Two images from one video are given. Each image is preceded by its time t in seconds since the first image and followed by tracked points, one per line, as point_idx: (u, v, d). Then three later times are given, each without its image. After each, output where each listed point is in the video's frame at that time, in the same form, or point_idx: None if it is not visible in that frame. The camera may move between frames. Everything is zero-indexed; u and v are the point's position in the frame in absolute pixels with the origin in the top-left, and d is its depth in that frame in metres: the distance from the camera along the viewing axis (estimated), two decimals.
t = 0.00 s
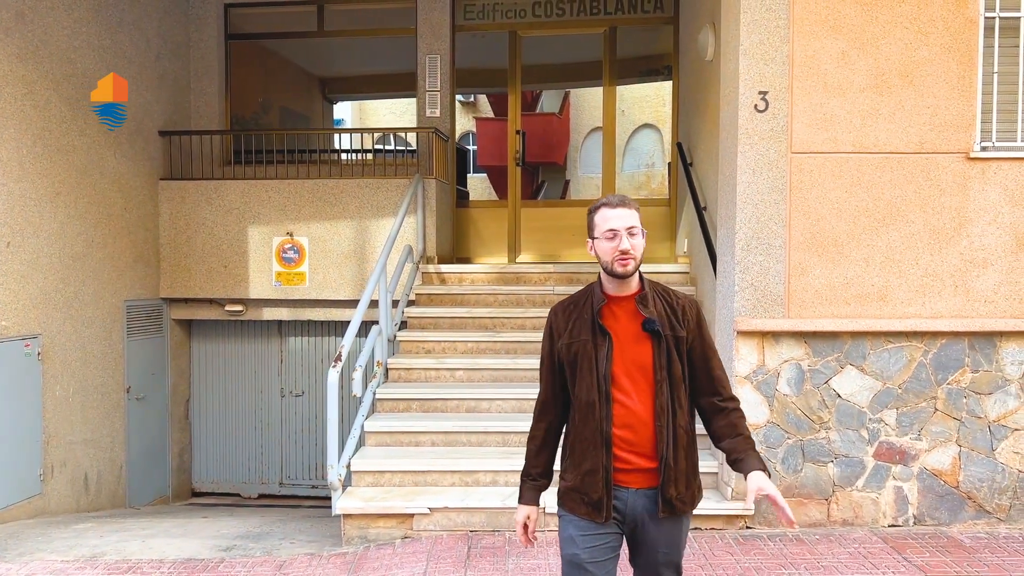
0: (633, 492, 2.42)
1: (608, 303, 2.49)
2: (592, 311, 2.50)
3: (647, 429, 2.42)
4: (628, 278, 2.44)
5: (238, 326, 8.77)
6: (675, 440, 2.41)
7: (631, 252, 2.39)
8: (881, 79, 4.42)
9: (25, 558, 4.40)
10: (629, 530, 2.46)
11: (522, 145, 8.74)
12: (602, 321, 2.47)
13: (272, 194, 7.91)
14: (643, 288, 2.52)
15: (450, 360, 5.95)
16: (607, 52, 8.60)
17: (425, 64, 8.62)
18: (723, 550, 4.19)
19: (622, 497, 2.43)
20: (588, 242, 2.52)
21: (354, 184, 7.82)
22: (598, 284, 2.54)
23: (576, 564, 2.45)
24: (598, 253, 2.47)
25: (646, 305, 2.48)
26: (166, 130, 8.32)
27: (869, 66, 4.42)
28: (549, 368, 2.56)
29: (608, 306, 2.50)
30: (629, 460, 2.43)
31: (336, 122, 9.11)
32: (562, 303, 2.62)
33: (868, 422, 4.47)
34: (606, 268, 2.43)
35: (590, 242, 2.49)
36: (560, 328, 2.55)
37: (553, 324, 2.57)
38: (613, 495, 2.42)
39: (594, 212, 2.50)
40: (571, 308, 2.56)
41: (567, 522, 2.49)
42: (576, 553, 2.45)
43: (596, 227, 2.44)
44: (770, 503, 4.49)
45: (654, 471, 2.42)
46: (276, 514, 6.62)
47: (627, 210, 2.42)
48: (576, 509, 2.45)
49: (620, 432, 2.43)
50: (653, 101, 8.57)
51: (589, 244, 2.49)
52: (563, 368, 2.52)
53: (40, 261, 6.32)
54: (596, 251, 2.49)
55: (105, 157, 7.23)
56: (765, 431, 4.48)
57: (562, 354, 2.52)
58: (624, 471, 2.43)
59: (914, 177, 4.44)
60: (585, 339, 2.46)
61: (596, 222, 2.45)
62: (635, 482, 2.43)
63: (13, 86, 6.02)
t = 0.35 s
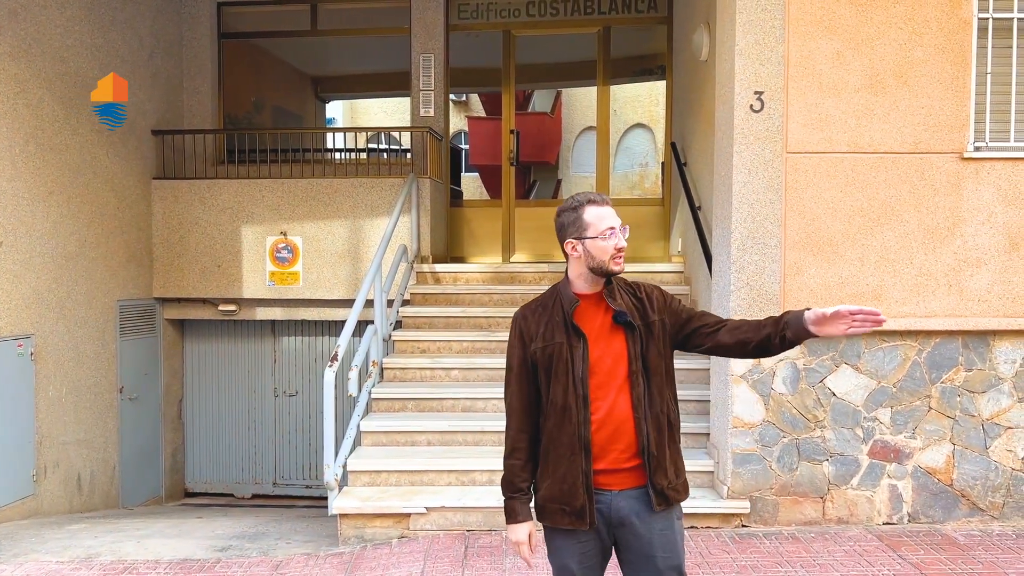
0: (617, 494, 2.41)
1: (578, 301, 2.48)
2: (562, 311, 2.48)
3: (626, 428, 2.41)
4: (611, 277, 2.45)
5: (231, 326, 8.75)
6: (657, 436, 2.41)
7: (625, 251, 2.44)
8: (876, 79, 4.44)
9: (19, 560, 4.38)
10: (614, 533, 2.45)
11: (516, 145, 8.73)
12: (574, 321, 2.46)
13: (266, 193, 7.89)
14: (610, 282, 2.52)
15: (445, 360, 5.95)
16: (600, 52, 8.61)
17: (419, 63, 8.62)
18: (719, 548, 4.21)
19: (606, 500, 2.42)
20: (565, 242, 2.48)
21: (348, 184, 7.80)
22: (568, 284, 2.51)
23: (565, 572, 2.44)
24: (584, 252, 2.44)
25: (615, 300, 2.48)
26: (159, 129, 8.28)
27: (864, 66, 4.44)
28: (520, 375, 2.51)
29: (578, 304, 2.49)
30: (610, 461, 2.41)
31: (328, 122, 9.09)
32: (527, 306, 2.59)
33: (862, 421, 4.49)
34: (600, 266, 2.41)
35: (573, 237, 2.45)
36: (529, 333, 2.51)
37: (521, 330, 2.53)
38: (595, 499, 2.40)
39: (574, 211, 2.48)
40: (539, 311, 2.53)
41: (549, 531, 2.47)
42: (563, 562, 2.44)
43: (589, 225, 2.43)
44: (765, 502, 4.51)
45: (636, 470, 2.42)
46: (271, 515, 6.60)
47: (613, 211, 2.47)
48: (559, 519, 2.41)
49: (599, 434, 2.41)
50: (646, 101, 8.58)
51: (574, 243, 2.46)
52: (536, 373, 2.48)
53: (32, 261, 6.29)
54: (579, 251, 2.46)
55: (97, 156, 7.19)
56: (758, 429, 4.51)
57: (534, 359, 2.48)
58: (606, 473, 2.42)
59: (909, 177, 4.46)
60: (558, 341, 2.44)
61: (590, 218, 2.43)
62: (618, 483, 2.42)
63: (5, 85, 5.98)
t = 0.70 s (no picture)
0: (605, 499, 2.37)
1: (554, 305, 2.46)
2: (539, 316, 2.46)
3: (610, 432, 2.37)
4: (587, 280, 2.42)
5: (223, 326, 8.70)
6: (644, 436, 2.36)
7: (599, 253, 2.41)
8: (871, 79, 4.44)
9: (10, 563, 4.33)
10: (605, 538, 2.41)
11: (510, 144, 8.74)
12: (551, 326, 2.43)
13: (259, 193, 7.84)
14: (587, 282, 2.49)
15: (440, 360, 5.92)
16: (594, 51, 8.59)
17: (413, 62, 8.61)
18: (715, 549, 4.20)
19: (592, 506, 2.38)
20: (539, 246, 2.45)
21: (342, 183, 7.76)
22: (543, 289, 2.49)
23: None
24: (558, 255, 2.41)
25: (592, 300, 2.45)
26: (151, 128, 8.22)
27: (859, 66, 4.44)
28: (500, 384, 2.50)
29: (554, 309, 2.47)
30: (595, 466, 2.38)
31: (321, 121, 9.05)
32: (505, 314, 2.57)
33: (858, 420, 4.49)
34: (575, 269, 2.37)
35: (546, 241, 2.42)
36: (507, 341, 2.50)
37: (499, 338, 2.52)
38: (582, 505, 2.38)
39: (546, 214, 2.45)
40: (516, 318, 2.51)
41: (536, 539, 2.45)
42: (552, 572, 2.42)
43: (561, 228, 2.40)
44: (761, 503, 4.51)
45: (623, 473, 2.38)
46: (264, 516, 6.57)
47: (585, 211, 2.44)
48: (546, 528, 2.39)
49: (581, 439, 2.38)
50: (641, 101, 8.58)
51: (547, 247, 2.43)
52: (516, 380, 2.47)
53: (23, 261, 6.24)
54: (553, 254, 2.43)
55: (89, 156, 7.14)
56: (753, 430, 4.50)
57: (513, 366, 2.47)
58: (591, 478, 2.38)
59: (905, 177, 4.46)
60: (536, 347, 2.42)
61: (562, 220, 2.40)
62: (606, 488, 2.38)
63: None
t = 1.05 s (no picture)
0: (587, 504, 2.33)
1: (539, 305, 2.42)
2: (525, 316, 2.42)
3: (595, 436, 2.32)
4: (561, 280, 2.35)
5: (216, 326, 8.64)
6: (628, 443, 2.32)
7: (567, 253, 2.32)
8: (868, 77, 4.41)
9: None
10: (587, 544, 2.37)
11: (505, 143, 8.69)
12: (537, 327, 2.40)
13: (252, 191, 7.78)
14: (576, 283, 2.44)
15: (435, 360, 5.88)
16: (590, 50, 8.56)
17: (407, 61, 8.54)
18: (712, 551, 4.17)
19: (575, 512, 2.34)
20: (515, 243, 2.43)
21: (336, 182, 7.71)
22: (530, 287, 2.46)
23: None
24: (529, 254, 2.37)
25: (581, 302, 2.41)
26: (143, 127, 8.16)
27: (856, 64, 4.41)
28: (486, 385, 2.47)
29: (541, 309, 2.43)
30: (578, 471, 2.33)
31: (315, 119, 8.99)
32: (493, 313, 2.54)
33: (855, 421, 4.46)
34: (540, 270, 2.33)
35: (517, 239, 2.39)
36: (493, 341, 2.46)
37: (486, 338, 2.49)
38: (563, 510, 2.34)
39: (521, 210, 2.40)
40: (503, 318, 2.48)
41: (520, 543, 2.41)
42: None
43: (527, 227, 2.35)
44: (758, 504, 4.48)
45: (608, 478, 2.33)
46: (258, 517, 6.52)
47: (559, 207, 2.34)
48: (528, 533, 2.35)
49: (564, 443, 2.33)
50: (636, 100, 8.54)
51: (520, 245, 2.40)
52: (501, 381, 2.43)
53: (13, 261, 6.18)
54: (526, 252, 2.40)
55: (80, 155, 7.07)
56: (750, 430, 4.47)
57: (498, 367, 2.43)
58: (574, 483, 2.33)
59: (902, 175, 4.43)
60: (520, 348, 2.38)
61: (528, 220, 2.34)
62: (589, 493, 2.33)
63: None
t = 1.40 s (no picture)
0: (558, 517, 2.29)
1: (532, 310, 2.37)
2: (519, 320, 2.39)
3: (570, 450, 2.26)
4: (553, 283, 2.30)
5: (211, 326, 8.57)
6: (604, 464, 2.23)
7: (555, 256, 2.26)
8: (869, 75, 4.37)
9: None
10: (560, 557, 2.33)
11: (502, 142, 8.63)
12: (527, 332, 2.36)
13: (247, 190, 7.72)
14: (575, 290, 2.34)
15: (431, 361, 5.83)
16: (587, 48, 8.51)
17: (403, 58, 8.54)
18: (711, 554, 4.13)
19: (548, 522, 2.31)
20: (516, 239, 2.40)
21: (331, 181, 7.65)
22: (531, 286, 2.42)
23: None
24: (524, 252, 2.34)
25: (572, 312, 2.31)
26: (136, 125, 8.09)
27: (856, 62, 4.37)
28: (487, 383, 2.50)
29: (534, 314, 2.38)
30: (553, 483, 2.29)
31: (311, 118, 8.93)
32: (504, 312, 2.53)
33: (855, 422, 4.42)
34: (530, 272, 2.29)
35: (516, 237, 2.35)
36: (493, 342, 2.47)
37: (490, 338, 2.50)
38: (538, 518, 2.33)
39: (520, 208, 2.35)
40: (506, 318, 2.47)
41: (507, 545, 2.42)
42: None
43: (520, 227, 2.31)
44: (757, 506, 4.43)
45: (582, 494, 2.27)
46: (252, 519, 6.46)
47: (552, 208, 2.26)
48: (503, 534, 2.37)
49: (541, 454, 2.30)
50: (634, 99, 8.49)
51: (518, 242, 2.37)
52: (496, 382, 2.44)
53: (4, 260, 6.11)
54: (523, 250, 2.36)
55: (72, 154, 7.01)
56: (750, 431, 4.43)
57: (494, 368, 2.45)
58: (549, 493, 2.30)
59: (903, 174, 4.39)
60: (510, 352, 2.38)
61: (521, 220, 2.30)
62: (562, 507, 2.29)
63: None
